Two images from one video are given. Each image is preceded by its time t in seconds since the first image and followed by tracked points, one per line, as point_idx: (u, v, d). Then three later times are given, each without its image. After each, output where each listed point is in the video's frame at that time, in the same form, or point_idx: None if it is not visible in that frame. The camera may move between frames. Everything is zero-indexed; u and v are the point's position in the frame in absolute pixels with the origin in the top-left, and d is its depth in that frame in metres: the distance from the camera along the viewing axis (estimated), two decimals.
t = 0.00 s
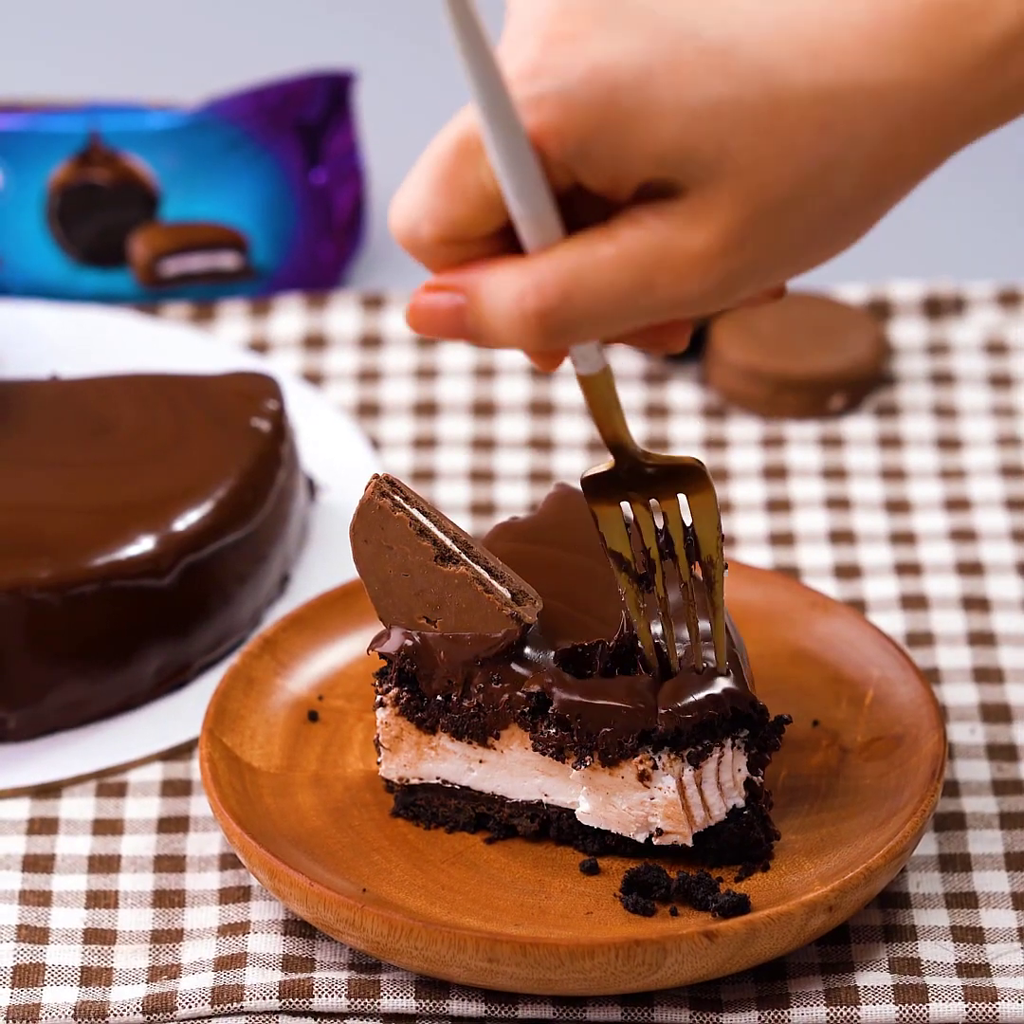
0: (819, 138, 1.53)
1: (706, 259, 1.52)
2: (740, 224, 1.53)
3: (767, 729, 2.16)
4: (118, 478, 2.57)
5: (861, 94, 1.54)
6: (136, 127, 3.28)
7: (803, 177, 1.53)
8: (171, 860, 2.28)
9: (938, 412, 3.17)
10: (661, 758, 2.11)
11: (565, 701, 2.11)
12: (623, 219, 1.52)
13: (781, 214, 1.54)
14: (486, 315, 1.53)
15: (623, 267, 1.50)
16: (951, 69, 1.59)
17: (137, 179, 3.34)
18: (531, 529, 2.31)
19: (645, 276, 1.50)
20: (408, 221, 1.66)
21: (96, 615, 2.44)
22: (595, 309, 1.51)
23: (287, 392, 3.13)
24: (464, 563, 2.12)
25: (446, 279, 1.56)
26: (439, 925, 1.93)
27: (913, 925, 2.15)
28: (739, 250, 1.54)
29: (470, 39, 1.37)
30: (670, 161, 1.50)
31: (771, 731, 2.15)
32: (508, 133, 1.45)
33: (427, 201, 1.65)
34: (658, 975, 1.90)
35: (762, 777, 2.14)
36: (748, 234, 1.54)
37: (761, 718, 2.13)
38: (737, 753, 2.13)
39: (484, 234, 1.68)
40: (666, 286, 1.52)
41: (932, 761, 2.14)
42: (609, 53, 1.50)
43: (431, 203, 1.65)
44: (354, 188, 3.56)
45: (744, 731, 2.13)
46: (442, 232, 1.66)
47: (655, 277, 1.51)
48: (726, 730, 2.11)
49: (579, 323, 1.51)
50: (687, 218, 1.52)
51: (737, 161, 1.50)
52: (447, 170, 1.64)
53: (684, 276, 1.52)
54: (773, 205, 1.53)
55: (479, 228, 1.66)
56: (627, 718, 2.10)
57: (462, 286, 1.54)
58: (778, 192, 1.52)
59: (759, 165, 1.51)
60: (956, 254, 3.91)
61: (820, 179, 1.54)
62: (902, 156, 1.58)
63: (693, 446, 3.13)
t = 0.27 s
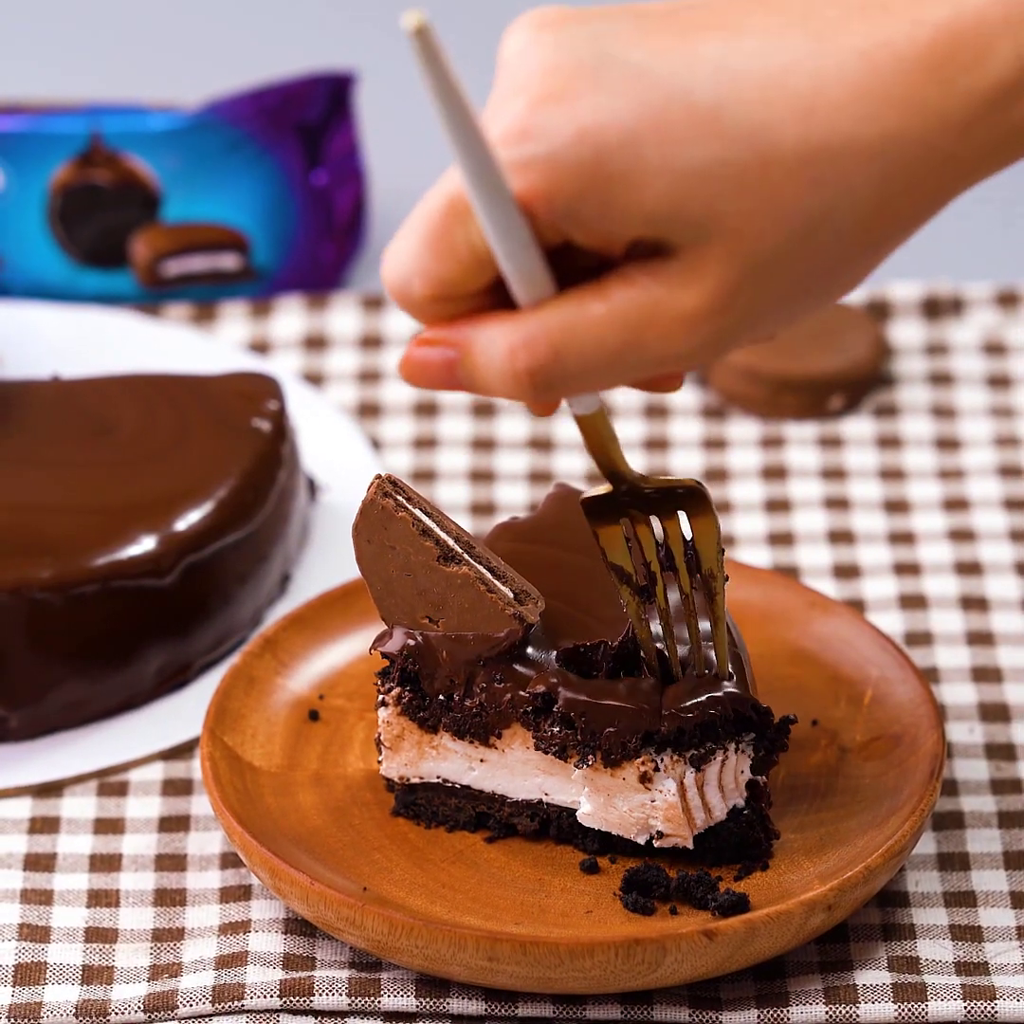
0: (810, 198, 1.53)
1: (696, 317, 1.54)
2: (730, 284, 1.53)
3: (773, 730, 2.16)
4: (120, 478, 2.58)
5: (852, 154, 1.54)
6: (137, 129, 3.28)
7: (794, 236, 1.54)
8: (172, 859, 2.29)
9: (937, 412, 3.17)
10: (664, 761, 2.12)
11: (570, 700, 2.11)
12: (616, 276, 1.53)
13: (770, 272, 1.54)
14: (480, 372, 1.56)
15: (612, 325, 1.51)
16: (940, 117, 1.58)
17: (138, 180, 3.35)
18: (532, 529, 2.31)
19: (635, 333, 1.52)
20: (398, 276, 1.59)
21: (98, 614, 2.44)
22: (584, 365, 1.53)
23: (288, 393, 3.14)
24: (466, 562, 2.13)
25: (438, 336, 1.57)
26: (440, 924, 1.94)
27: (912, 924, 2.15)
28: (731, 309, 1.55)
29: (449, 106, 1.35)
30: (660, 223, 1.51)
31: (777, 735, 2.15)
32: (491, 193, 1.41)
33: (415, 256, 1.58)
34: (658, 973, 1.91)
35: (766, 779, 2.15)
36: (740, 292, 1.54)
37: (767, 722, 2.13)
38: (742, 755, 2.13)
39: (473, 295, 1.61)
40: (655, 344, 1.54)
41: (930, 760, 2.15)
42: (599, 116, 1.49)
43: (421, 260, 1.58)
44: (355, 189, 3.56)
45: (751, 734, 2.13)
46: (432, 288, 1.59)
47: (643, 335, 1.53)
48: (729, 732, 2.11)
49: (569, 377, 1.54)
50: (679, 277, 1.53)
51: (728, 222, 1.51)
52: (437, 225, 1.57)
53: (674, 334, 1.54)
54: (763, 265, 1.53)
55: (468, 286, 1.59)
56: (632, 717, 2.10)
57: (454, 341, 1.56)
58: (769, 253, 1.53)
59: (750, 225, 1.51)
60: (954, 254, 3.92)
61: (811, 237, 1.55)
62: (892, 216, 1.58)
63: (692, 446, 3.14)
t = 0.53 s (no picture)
0: (819, 202, 1.56)
1: (704, 321, 1.56)
2: (738, 289, 1.56)
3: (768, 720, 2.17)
4: (121, 478, 2.59)
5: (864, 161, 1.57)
6: (138, 129, 3.29)
7: (800, 242, 1.56)
8: (173, 858, 2.30)
9: (936, 413, 3.18)
10: (658, 754, 2.13)
11: (565, 696, 2.13)
12: (624, 277, 1.55)
13: (778, 277, 1.57)
14: (486, 365, 1.56)
15: (622, 324, 1.53)
16: (948, 127, 1.61)
17: (139, 181, 3.36)
18: (531, 528, 2.31)
19: (642, 336, 1.54)
20: (408, 273, 1.62)
21: (99, 613, 2.45)
22: (592, 364, 1.55)
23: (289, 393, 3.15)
24: (463, 562, 2.14)
25: (444, 330, 1.58)
26: (440, 922, 1.94)
27: (911, 922, 2.16)
28: (738, 314, 1.57)
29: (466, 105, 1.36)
30: (670, 225, 1.53)
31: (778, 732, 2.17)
32: (502, 193, 1.43)
33: (425, 253, 1.61)
34: (657, 972, 1.92)
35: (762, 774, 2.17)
36: (746, 296, 1.57)
37: (765, 714, 2.16)
38: (732, 754, 2.15)
39: (482, 292, 1.63)
40: (664, 347, 1.56)
41: (929, 759, 2.15)
42: (611, 118, 1.51)
43: (430, 256, 1.61)
44: (355, 191, 3.57)
45: (755, 726, 2.16)
46: (442, 285, 1.62)
47: (654, 337, 1.55)
48: (719, 724, 2.13)
49: (577, 376, 1.55)
50: (688, 280, 1.55)
51: (738, 227, 1.53)
52: (447, 222, 1.59)
53: (681, 337, 1.56)
54: (771, 269, 1.56)
55: (477, 283, 1.62)
56: (626, 714, 2.11)
57: (461, 338, 1.57)
58: (777, 256, 1.56)
59: (761, 229, 1.54)
60: (952, 254, 3.92)
61: (819, 243, 1.58)
62: (898, 223, 1.61)
63: (691, 446, 3.15)
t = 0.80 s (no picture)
0: (830, 247, 1.53)
1: (716, 366, 1.55)
2: (748, 334, 1.55)
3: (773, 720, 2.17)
4: (122, 478, 2.60)
5: (875, 198, 1.54)
6: (140, 131, 3.30)
7: (810, 285, 1.54)
8: (174, 857, 2.30)
9: (934, 414, 3.19)
10: (658, 753, 2.15)
11: (567, 695, 2.14)
12: (632, 328, 1.55)
13: (790, 320, 1.56)
14: (501, 428, 1.57)
15: (633, 378, 1.53)
16: (962, 150, 1.58)
17: (140, 183, 3.37)
18: (530, 529, 2.33)
19: (654, 386, 1.54)
20: (414, 342, 1.58)
21: (101, 613, 2.46)
22: (608, 419, 1.55)
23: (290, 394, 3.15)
24: (468, 562, 2.14)
25: (454, 398, 1.58)
26: (440, 921, 1.95)
27: (910, 921, 2.17)
28: (748, 358, 1.57)
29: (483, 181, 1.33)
30: (678, 276, 1.51)
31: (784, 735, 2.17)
32: (517, 261, 1.40)
33: (431, 321, 1.57)
34: (657, 970, 1.93)
35: (768, 773, 2.16)
36: (757, 341, 1.56)
37: (776, 716, 2.16)
38: (733, 762, 2.15)
39: (491, 358, 1.60)
40: (676, 394, 1.55)
41: (928, 758, 2.16)
42: (615, 173, 1.49)
43: (437, 324, 1.57)
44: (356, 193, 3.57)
45: (764, 727, 2.17)
46: (449, 353, 1.58)
47: (667, 386, 1.54)
48: (720, 727, 2.13)
49: (593, 430, 1.56)
50: (698, 326, 1.54)
51: (746, 276, 1.52)
52: (454, 289, 1.56)
53: (693, 384, 1.55)
54: (781, 314, 1.55)
55: (485, 350, 1.58)
56: (629, 712, 2.11)
57: (473, 403, 1.57)
58: (786, 302, 1.54)
59: (769, 277, 1.52)
60: (950, 254, 3.93)
61: (831, 281, 1.55)
62: (909, 257, 1.58)
63: (690, 446, 3.15)
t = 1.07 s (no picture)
0: (836, 310, 1.53)
1: (722, 424, 1.54)
2: (753, 393, 1.54)
3: (766, 720, 2.16)
4: (124, 478, 2.61)
5: (889, 261, 1.54)
6: (141, 132, 3.31)
7: (815, 347, 1.54)
8: (175, 856, 2.31)
9: (933, 413, 3.19)
10: (650, 757, 2.15)
11: (557, 700, 2.15)
12: (638, 386, 1.54)
13: (796, 380, 1.55)
14: (510, 488, 1.55)
15: (639, 438, 1.52)
16: (967, 209, 1.57)
17: (141, 184, 3.38)
18: (528, 529, 2.34)
19: (661, 444, 1.53)
20: (426, 400, 1.57)
21: (103, 612, 2.47)
22: (615, 477, 1.54)
23: (290, 394, 3.16)
24: (461, 562, 2.15)
25: (463, 454, 1.56)
26: (440, 920, 1.96)
27: (909, 920, 2.17)
28: (753, 416, 1.56)
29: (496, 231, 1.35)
30: (686, 336, 1.51)
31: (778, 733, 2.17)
32: (528, 315, 1.42)
33: (443, 380, 1.55)
34: (656, 969, 1.93)
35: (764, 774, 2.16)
36: (762, 400, 1.55)
37: (766, 717, 2.15)
38: (726, 762, 2.15)
39: (501, 418, 1.58)
40: (682, 452, 1.54)
41: (926, 758, 2.16)
42: (625, 234, 1.49)
43: (447, 383, 1.55)
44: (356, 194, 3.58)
45: (756, 727, 2.16)
46: (462, 411, 1.56)
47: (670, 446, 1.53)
48: (711, 730, 2.13)
49: (600, 489, 1.55)
50: (704, 387, 1.53)
51: (750, 337, 1.51)
52: (460, 344, 1.53)
53: (698, 442, 1.54)
54: (785, 374, 1.54)
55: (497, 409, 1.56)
56: (617, 719, 2.12)
57: (479, 461, 1.55)
58: (790, 363, 1.53)
59: (775, 339, 1.52)
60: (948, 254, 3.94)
61: (838, 341, 1.54)
62: (912, 321, 1.57)
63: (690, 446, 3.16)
